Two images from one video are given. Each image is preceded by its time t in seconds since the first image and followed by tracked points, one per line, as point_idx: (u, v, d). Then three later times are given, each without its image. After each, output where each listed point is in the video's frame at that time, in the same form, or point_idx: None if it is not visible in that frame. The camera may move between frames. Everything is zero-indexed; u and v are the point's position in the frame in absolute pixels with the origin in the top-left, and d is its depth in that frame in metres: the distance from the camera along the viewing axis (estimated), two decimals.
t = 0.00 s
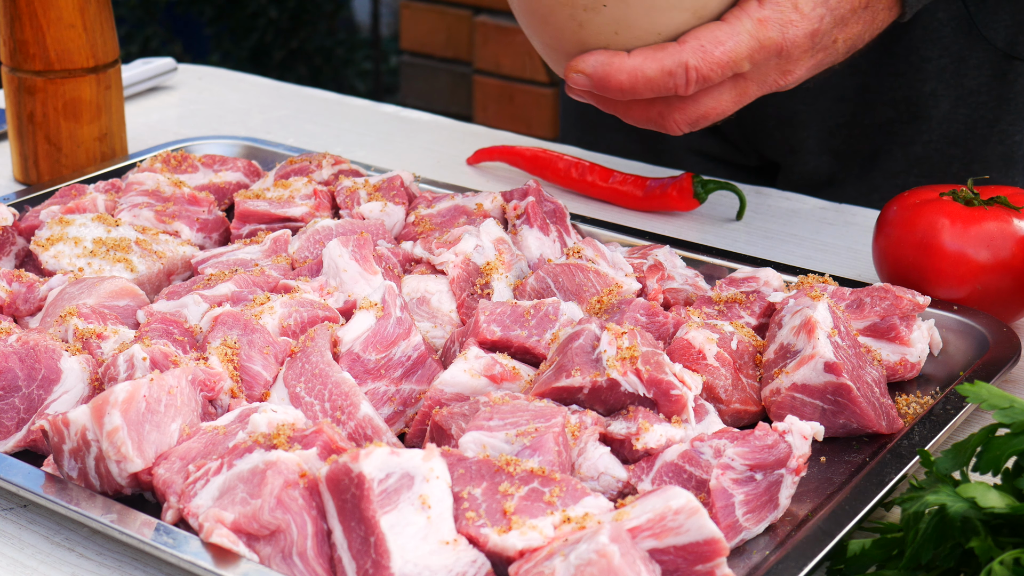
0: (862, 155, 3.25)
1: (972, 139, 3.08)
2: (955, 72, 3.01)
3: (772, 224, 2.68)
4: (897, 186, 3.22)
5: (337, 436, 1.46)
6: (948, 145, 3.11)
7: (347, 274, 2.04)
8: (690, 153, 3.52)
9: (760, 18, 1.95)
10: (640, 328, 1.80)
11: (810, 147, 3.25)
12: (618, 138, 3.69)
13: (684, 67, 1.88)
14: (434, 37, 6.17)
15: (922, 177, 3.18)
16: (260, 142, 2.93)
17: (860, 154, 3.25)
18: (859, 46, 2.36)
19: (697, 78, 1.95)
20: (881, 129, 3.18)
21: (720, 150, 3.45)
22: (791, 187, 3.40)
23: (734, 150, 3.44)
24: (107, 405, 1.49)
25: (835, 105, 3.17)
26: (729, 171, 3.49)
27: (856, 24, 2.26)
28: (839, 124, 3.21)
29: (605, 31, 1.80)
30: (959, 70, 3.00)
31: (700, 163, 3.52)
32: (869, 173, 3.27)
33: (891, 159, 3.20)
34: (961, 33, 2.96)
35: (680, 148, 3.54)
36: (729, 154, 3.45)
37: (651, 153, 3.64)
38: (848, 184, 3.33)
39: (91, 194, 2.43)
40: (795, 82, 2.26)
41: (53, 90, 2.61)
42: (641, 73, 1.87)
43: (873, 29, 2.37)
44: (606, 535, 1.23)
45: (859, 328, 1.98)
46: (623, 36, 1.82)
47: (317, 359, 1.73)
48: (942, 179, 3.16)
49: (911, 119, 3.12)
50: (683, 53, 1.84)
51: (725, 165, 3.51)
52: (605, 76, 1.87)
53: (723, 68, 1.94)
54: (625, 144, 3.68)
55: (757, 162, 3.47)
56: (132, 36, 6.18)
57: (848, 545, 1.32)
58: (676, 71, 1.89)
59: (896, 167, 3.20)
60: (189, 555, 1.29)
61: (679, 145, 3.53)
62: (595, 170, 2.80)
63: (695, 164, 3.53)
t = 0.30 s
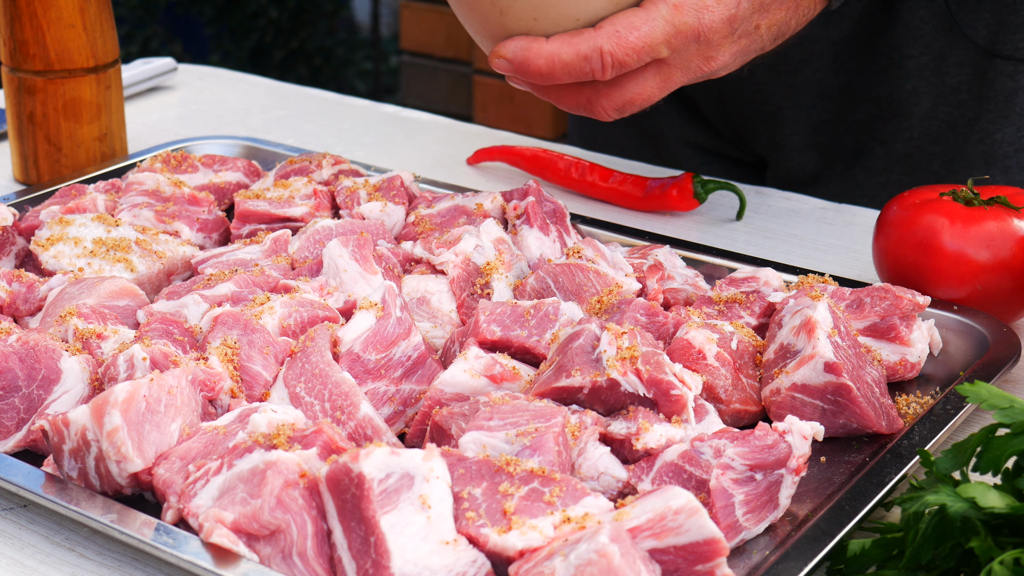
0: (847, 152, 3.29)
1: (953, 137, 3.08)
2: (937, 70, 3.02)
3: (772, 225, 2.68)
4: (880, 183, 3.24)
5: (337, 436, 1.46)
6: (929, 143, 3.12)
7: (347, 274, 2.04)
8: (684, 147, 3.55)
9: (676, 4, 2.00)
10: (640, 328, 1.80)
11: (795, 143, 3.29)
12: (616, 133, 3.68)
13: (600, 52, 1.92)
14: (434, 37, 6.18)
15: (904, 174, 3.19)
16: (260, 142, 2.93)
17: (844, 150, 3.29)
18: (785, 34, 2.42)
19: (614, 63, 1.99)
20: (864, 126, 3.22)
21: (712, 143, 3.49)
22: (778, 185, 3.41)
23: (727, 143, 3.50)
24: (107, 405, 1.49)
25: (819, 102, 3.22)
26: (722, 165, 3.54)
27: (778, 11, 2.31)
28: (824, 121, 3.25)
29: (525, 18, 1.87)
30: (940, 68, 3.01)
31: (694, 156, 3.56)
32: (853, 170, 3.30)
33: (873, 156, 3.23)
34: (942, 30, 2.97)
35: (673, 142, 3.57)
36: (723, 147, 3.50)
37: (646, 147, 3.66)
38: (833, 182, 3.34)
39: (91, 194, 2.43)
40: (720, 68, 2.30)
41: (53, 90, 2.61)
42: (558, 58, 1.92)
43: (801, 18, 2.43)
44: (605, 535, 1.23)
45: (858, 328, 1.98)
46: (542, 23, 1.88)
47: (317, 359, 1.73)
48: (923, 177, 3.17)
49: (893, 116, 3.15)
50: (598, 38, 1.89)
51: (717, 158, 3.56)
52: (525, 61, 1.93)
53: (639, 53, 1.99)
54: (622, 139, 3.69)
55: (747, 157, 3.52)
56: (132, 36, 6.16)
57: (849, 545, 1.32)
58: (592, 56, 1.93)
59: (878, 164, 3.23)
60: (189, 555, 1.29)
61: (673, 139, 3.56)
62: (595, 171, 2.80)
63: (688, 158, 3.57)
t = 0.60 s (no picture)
0: (833, 148, 3.29)
1: (938, 134, 3.09)
2: (921, 66, 3.03)
3: (772, 225, 2.68)
4: (866, 180, 3.25)
5: (337, 436, 1.46)
6: (914, 139, 3.13)
7: (347, 274, 2.04)
8: (674, 143, 3.54)
9: (630, 3, 2.04)
10: (640, 328, 1.80)
11: (781, 140, 3.29)
12: (607, 130, 3.70)
13: (554, 50, 1.96)
14: (434, 38, 6.19)
15: (890, 171, 3.20)
16: (259, 142, 2.93)
17: (830, 147, 3.28)
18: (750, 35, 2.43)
19: (570, 61, 2.02)
20: (850, 123, 3.22)
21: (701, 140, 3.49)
22: (764, 180, 3.40)
23: (716, 139, 3.50)
24: (107, 405, 1.49)
25: (806, 98, 3.23)
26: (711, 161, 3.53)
27: (736, 13, 2.34)
28: (810, 118, 3.26)
29: (483, 15, 1.93)
30: (925, 65, 3.02)
31: (684, 152, 3.54)
32: (838, 167, 3.29)
33: (859, 152, 3.23)
34: (927, 27, 2.98)
35: (662, 138, 3.56)
36: (712, 143, 3.50)
37: (636, 144, 3.66)
38: (819, 178, 3.34)
39: (91, 194, 2.43)
40: (678, 68, 2.33)
41: (53, 90, 2.61)
42: (515, 55, 1.96)
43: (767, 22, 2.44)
44: (605, 535, 1.23)
45: (859, 328, 1.98)
46: (500, 21, 1.94)
47: (317, 359, 1.73)
48: (909, 173, 3.17)
49: (878, 113, 3.14)
50: (552, 35, 1.93)
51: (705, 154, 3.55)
52: (484, 58, 1.99)
53: (594, 51, 2.02)
54: (611, 136, 3.70)
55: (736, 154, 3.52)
56: (132, 36, 6.15)
57: (849, 545, 1.32)
58: (547, 53, 1.97)
59: (864, 161, 3.23)
60: (189, 555, 1.29)
61: (662, 135, 3.55)
62: (595, 170, 2.80)
63: (676, 154, 3.56)
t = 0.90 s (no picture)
0: (835, 149, 3.27)
1: (941, 133, 3.10)
2: (923, 66, 3.03)
3: (772, 225, 2.68)
4: (870, 179, 3.26)
5: (337, 436, 1.46)
6: (918, 138, 3.14)
7: (347, 274, 2.04)
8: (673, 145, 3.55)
9: (742, 23, 2.00)
10: (640, 329, 1.80)
11: (782, 141, 3.27)
12: (605, 132, 3.71)
13: (670, 72, 1.99)
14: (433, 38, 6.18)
15: (893, 170, 3.21)
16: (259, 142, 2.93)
17: (832, 148, 3.27)
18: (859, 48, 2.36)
19: (685, 82, 2.05)
20: (852, 124, 3.20)
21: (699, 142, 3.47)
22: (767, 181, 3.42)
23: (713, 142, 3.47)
24: (107, 405, 1.49)
25: (807, 100, 3.20)
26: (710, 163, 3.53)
27: (846, 28, 2.26)
28: (811, 119, 3.23)
29: (597, 40, 1.95)
30: (927, 64, 3.02)
31: (683, 154, 3.55)
32: (841, 167, 3.29)
33: (862, 152, 3.23)
34: (928, 26, 2.97)
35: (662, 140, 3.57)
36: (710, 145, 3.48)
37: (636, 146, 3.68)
38: (822, 178, 3.35)
39: (91, 194, 2.44)
40: (790, 84, 2.30)
41: (53, 90, 2.61)
42: (630, 78, 2.00)
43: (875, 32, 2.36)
44: (606, 535, 1.23)
45: (859, 328, 1.98)
46: (613, 44, 1.96)
47: (317, 359, 1.73)
48: (912, 173, 3.19)
49: (881, 113, 3.14)
50: (668, 58, 1.96)
51: (703, 156, 3.54)
52: (599, 81, 2.03)
53: (709, 71, 2.03)
54: (610, 138, 3.71)
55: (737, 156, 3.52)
56: (133, 36, 6.16)
57: (848, 545, 1.32)
58: (663, 75, 2.00)
59: (867, 160, 3.24)
60: (188, 555, 1.29)
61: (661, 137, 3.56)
62: (595, 169, 2.80)
63: (675, 156, 3.56)
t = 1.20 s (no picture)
0: (852, 150, 3.26)
1: (960, 132, 3.09)
2: (943, 66, 3.00)
3: (773, 225, 2.68)
4: (888, 179, 3.25)
5: (337, 436, 1.46)
6: (936, 138, 3.12)
7: (347, 274, 2.04)
8: (682, 149, 3.53)
9: (786, 14, 2.03)
10: (640, 329, 1.80)
11: (799, 142, 3.27)
12: (611, 136, 3.71)
13: (714, 62, 2.00)
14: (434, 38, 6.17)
15: (911, 170, 3.20)
16: (260, 142, 2.93)
17: (849, 148, 3.26)
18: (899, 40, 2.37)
19: (728, 72, 2.06)
20: (870, 124, 3.18)
21: (710, 146, 3.47)
22: (781, 181, 3.44)
23: (725, 145, 3.47)
24: (107, 405, 1.49)
25: (824, 102, 3.17)
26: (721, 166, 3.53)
27: (889, 19, 2.27)
28: (828, 120, 3.21)
29: (641, 30, 1.95)
30: (945, 65, 2.99)
31: (692, 158, 3.53)
32: (858, 168, 3.29)
33: (880, 153, 3.21)
34: (947, 27, 2.94)
35: (669, 144, 3.56)
36: (721, 149, 3.48)
37: (643, 150, 3.66)
38: (839, 179, 3.35)
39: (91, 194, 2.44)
40: (831, 75, 2.32)
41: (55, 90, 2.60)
42: (674, 68, 2.01)
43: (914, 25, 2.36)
44: (605, 535, 1.23)
45: (859, 328, 1.98)
46: (657, 34, 1.96)
47: (317, 359, 1.73)
48: (931, 172, 3.18)
49: (899, 113, 3.12)
50: (712, 48, 1.97)
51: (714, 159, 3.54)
52: (642, 71, 2.03)
53: (752, 62, 2.04)
54: (617, 141, 3.70)
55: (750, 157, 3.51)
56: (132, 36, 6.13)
57: (849, 545, 1.32)
58: (706, 66, 2.01)
59: (885, 161, 3.22)
60: (188, 555, 1.29)
61: (670, 141, 3.55)
62: (595, 169, 2.79)
63: (685, 159, 3.55)
